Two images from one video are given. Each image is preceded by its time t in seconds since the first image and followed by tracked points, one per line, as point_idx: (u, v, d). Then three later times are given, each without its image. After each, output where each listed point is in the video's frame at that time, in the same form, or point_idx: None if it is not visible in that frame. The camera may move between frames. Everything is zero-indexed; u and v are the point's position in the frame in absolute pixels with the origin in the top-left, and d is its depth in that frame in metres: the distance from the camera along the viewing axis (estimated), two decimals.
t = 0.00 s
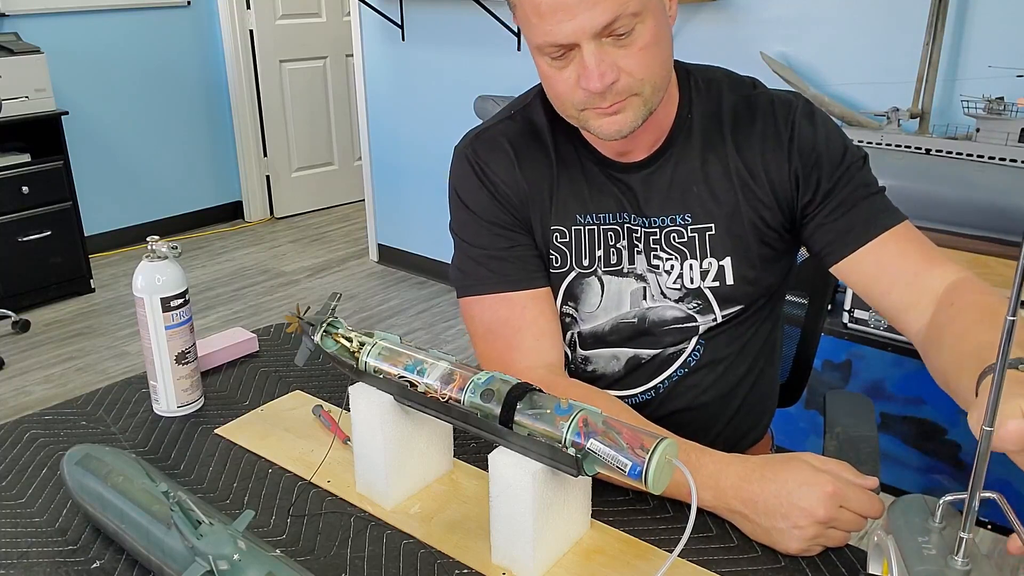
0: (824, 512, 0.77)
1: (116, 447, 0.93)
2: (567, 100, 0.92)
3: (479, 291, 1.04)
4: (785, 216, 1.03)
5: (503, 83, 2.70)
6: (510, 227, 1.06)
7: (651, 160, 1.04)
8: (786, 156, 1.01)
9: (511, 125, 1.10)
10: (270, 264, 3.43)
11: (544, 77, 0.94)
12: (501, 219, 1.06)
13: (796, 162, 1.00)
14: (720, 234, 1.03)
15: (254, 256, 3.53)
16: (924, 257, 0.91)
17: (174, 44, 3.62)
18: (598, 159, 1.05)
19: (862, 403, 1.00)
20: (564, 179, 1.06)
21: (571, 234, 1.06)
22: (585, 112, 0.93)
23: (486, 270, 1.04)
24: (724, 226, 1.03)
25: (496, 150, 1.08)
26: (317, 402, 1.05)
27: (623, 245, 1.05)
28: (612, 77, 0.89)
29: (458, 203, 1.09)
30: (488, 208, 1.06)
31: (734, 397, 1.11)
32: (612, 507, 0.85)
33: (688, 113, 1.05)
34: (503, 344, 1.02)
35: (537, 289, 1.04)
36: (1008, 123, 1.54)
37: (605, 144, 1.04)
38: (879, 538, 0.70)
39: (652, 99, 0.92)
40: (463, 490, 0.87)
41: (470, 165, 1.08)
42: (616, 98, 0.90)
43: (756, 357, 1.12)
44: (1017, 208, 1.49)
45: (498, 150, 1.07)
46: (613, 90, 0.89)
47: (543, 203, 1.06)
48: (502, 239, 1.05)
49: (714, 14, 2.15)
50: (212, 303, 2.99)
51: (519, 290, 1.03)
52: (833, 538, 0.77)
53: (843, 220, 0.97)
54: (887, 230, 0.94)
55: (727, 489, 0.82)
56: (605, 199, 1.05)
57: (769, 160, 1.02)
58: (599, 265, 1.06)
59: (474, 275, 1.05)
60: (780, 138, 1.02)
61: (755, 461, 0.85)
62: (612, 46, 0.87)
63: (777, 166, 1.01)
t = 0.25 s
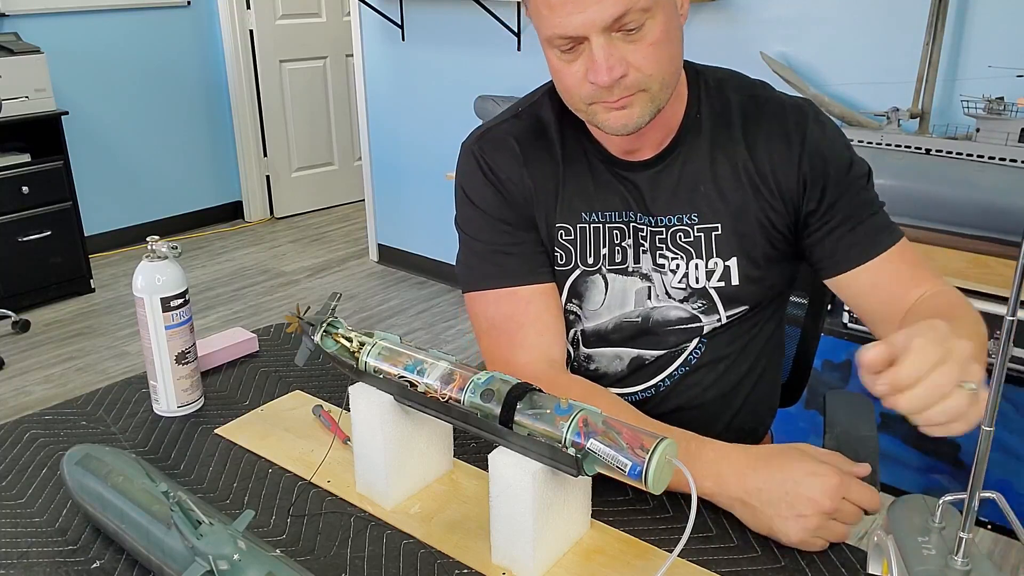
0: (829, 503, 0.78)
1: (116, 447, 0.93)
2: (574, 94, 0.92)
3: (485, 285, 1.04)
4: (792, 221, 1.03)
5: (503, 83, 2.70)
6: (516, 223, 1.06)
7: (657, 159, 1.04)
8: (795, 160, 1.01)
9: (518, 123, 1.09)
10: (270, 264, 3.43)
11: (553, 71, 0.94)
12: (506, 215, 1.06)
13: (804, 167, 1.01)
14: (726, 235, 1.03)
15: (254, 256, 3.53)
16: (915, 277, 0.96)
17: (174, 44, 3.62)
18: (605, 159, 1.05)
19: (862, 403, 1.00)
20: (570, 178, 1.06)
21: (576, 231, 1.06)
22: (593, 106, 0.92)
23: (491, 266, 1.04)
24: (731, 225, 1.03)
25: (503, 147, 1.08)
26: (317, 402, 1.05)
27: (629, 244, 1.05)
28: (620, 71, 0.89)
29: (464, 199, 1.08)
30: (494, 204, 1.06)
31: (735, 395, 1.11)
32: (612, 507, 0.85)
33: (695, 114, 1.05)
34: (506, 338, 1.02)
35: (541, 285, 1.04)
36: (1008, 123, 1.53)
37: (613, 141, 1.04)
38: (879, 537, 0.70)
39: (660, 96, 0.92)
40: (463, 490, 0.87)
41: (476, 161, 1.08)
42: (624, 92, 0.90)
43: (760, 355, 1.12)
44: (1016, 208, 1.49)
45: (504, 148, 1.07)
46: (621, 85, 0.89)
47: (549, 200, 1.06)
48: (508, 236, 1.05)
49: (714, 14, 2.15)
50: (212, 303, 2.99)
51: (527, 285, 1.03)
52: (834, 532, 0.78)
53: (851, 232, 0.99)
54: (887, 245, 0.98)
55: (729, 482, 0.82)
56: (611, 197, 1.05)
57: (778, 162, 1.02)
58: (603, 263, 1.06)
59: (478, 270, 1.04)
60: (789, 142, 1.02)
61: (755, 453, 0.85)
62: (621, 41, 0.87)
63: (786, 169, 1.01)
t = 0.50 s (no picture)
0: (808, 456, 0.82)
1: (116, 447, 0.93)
2: (606, 80, 0.92)
3: (489, 254, 1.06)
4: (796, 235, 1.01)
5: (503, 83, 2.70)
6: (522, 200, 1.08)
7: (676, 159, 1.04)
8: (806, 172, 0.99)
9: (544, 100, 1.13)
10: (270, 264, 3.43)
11: (586, 57, 0.93)
12: (514, 191, 1.08)
13: (813, 180, 0.99)
14: (732, 241, 1.02)
15: (254, 257, 3.53)
16: (911, 310, 0.90)
17: (174, 44, 3.62)
18: (621, 149, 1.06)
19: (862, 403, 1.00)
20: (583, 164, 1.08)
21: (583, 219, 1.07)
22: (622, 96, 0.92)
23: (492, 236, 1.07)
24: (736, 234, 1.02)
25: (524, 123, 1.11)
26: (317, 402, 1.05)
27: (635, 240, 1.06)
28: (654, 63, 0.88)
29: (479, 167, 1.11)
30: (506, 178, 1.08)
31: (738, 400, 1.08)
32: (612, 507, 0.85)
33: (717, 117, 1.04)
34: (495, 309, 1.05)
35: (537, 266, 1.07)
36: (1008, 124, 1.52)
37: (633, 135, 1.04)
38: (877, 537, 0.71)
39: (691, 94, 0.92)
40: (463, 490, 0.87)
41: (497, 133, 1.11)
42: (655, 84, 0.90)
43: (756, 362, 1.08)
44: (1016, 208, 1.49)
45: (526, 124, 1.11)
46: (653, 77, 0.89)
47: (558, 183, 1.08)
48: (513, 210, 1.07)
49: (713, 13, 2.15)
50: (212, 304, 2.99)
51: (523, 264, 1.06)
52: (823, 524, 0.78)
53: (847, 250, 0.95)
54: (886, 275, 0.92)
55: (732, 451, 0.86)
56: (622, 190, 1.06)
57: (788, 173, 1.00)
58: (606, 255, 1.07)
59: (482, 237, 1.07)
60: (803, 154, 1.00)
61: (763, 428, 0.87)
62: (659, 33, 0.87)
63: (795, 181, 1.00)
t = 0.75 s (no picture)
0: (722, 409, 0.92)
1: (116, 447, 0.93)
2: (629, 72, 0.90)
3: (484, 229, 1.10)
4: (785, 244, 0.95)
5: (504, 83, 2.70)
6: (522, 187, 1.09)
7: (697, 156, 1.01)
8: (809, 179, 0.94)
9: (567, 90, 1.12)
10: (270, 264, 3.43)
11: (612, 47, 0.92)
12: (517, 177, 1.09)
13: (815, 189, 0.93)
14: (729, 245, 0.98)
15: (255, 256, 3.53)
16: (854, 350, 0.78)
17: (174, 43, 3.62)
18: (634, 144, 1.04)
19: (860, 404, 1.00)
20: (592, 156, 1.07)
21: (582, 210, 1.07)
22: (644, 89, 0.90)
23: (488, 211, 1.10)
24: (733, 238, 0.98)
25: (541, 110, 1.12)
26: (317, 402, 1.05)
27: (635, 236, 1.03)
28: (678, 57, 0.86)
29: (493, 147, 1.14)
30: (514, 163, 1.10)
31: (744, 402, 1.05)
32: (611, 507, 0.85)
33: (738, 119, 1.00)
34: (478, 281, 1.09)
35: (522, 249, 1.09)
36: (1008, 124, 1.53)
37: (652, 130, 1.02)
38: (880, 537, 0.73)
39: (714, 94, 0.90)
40: (463, 490, 0.87)
41: (514, 116, 1.13)
42: (677, 79, 0.88)
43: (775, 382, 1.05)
44: (1017, 208, 1.48)
45: (542, 112, 1.11)
46: (676, 71, 0.87)
47: (562, 175, 1.08)
48: (513, 194, 1.09)
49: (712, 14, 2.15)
50: (212, 304, 2.99)
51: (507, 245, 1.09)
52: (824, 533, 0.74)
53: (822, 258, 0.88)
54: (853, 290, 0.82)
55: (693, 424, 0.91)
56: (628, 186, 1.04)
57: (791, 179, 0.95)
58: (603, 249, 1.05)
59: (483, 211, 1.10)
60: (811, 161, 0.95)
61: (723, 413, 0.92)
62: (686, 28, 0.85)
63: (797, 188, 0.94)
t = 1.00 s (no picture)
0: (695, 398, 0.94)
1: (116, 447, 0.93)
2: (621, 71, 0.90)
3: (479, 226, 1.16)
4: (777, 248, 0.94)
5: (504, 83, 2.70)
6: (513, 188, 1.13)
7: (684, 159, 1.00)
8: (801, 182, 0.92)
9: (564, 90, 1.12)
10: (270, 264, 3.43)
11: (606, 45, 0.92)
12: (508, 178, 1.13)
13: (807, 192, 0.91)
14: (720, 249, 0.97)
15: (254, 256, 3.53)
16: (843, 357, 0.77)
17: (174, 43, 3.62)
18: (627, 147, 1.04)
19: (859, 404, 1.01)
20: (583, 158, 1.07)
21: (568, 211, 1.08)
22: (635, 89, 0.90)
23: (480, 205, 1.16)
24: (725, 242, 0.97)
25: (536, 110, 1.13)
26: (317, 402, 1.05)
27: (620, 239, 1.03)
28: (669, 56, 0.86)
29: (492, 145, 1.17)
30: (507, 163, 1.13)
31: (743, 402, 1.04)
32: (611, 507, 0.85)
33: (733, 121, 0.99)
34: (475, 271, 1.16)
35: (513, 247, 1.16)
36: (1007, 124, 1.52)
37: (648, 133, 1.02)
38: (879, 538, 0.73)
39: (706, 95, 0.89)
40: (463, 490, 0.87)
41: (512, 115, 1.15)
42: (668, 78, 0.88)
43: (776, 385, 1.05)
44: (1017, 208, 1.48)
45: (536, 112, 1.12)
46: (666, 71, 0.87)
47: (549, 179, 1.09)
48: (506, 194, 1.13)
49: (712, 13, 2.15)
50: (212, 304, 2.99)
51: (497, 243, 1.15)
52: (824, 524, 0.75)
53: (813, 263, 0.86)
54: (847, 294, 0.80)
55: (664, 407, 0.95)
56: (617, 188, 1.04)
57: (785, 182, 0.94)
58: (587, 250, 1.06)
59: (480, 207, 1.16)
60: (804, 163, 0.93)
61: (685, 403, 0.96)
62: (678, 27, 0.85)
63: (789, 191, 0.93)
